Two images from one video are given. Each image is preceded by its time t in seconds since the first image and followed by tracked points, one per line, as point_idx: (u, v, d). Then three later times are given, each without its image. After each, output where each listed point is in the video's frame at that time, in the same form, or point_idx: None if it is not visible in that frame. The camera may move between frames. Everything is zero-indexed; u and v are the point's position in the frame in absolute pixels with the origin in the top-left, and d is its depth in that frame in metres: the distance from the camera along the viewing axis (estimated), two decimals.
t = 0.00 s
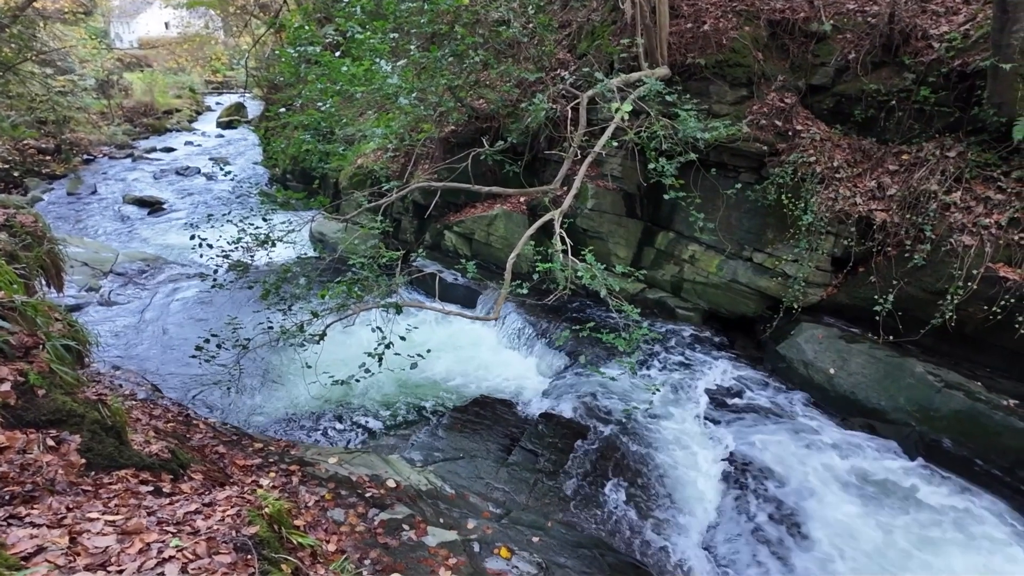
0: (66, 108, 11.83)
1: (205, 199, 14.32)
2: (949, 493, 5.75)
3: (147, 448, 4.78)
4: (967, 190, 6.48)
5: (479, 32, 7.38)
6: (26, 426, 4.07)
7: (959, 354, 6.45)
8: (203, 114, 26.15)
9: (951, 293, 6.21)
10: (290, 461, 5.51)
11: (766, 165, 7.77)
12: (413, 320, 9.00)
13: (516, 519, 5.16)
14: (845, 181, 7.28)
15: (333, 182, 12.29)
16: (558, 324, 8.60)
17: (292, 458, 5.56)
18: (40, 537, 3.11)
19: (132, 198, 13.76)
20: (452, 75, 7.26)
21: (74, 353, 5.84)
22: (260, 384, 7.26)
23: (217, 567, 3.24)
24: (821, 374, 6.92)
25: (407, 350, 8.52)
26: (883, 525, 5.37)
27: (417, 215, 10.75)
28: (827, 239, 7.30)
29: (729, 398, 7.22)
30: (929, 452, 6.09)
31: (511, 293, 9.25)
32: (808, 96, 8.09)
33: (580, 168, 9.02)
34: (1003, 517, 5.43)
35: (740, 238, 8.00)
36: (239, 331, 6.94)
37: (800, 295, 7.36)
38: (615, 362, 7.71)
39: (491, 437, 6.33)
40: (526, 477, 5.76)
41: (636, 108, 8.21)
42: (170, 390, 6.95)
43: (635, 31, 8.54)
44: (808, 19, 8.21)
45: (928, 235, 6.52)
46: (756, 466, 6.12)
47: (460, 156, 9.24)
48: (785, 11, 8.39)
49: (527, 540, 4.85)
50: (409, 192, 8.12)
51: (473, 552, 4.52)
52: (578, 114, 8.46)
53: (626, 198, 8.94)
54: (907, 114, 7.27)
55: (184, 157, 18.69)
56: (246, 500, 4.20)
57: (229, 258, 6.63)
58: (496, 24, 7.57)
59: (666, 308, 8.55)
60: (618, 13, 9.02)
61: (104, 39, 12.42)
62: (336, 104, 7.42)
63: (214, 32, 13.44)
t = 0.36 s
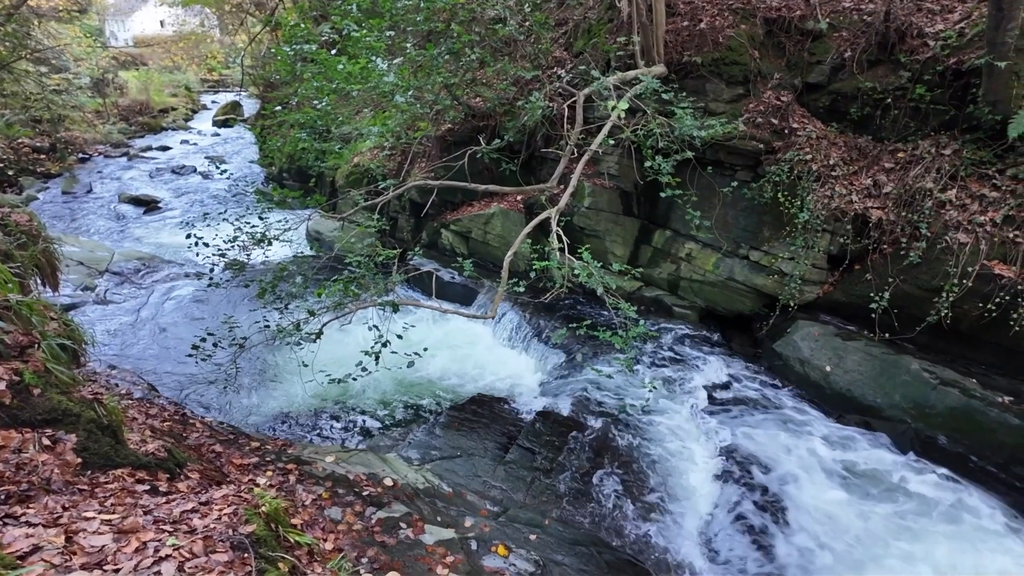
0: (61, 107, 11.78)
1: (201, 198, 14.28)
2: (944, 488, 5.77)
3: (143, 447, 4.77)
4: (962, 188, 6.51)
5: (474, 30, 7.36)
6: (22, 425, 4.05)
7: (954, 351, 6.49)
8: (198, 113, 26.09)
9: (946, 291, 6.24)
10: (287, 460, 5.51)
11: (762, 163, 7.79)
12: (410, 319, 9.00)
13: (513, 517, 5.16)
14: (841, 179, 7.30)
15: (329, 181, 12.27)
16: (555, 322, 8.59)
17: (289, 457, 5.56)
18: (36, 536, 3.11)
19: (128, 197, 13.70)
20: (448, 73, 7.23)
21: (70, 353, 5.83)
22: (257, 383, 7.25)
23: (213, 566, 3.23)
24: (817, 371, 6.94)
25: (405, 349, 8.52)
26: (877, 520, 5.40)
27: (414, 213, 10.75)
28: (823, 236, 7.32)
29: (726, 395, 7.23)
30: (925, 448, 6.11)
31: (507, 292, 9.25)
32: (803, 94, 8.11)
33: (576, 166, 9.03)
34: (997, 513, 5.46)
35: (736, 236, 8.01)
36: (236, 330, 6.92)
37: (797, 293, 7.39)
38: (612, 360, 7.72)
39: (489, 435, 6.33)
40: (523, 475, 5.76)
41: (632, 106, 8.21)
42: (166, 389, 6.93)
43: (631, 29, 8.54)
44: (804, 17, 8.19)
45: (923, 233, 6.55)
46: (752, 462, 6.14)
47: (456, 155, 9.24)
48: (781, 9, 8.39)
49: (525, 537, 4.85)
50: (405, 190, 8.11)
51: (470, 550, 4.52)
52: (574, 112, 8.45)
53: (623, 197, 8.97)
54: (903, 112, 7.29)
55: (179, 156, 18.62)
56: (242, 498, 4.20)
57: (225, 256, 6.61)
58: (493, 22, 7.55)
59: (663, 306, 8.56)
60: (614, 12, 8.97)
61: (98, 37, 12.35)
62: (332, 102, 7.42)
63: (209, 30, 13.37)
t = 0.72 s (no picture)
0: (58, 105, 11.75)
1: (199, 196, 14.26)
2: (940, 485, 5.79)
3: (141, 446, 4.77)
4: (960, 186, 6.52)
5: (473, 27, 7.36)
6: (19, 424, 4.05)
7: (951, 348, 6.51)
8: (196, 111, 26.08)
9: (943, 289, 6.25)
10: (285, 458, 5.51)
11: (760, 161, 7.80)
12: (408, 317, 9.00)
13: (511, 514, 5.16)
14: (839, 177, 7.31)
15: (327, 179, 12.26)
16: (553, 320, 8.60)
17: (287, 455, 5.56)
18: (34, 535, 3.11)
19: (125, 195, 13.68)
20: (446, 70, 7.25)
21: (67, 351, 5.82)
22: (255, 381, 7.24)
23: (211, 563, 3.24)
24: (815, 369, 6.95)
25: (403, 347, 8.52)
26: (870, 514, 5.44)
27: (412, 212, 10.77)
28: (821, 234, 7.34)
29: (722, 391, 7.26)
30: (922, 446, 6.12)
31: (505, 291, 9.26)
32: (801, 92, 8.11)
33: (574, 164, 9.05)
34: (993, 509, 5.48)
35: (734, 234, 8.02)
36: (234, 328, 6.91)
37: (794, 291, 7.41)
38: (611, 358, 7.72)
39: (487, 433, 6.34)
40: (521, 473, 5.76)
41: (630, 104, 8.21)
42: (164, 388, 6.92)
43: (629, 27, 8.52)
44: (802, 15, 8.19)
45: (920, 230, 6.57)
46: (748, 458, 6.17)
47: (454, 153, 9.23)
48: (779, 7, 8.37)
49: (524, 535, 4.86)
50: (403, 188, 8.11)
51: (468, 547, 4.52)
52: (572, 110, 8.45)
53: (621, 195, 8.99)
54: (900, 109, 7.30)
55: (177, 154, 18.60)
56: (240, 496, 4.20)
57: (223, 255, 6.59)
58: (491, 20, 7.55)
59: (661, 304, 8.58)
60: (612, 9, 8.91)
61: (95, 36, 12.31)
62: (330, 100, 7.40)
63: (207, 28, 13.33)
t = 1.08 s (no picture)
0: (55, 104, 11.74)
1: (197, 195, 14.25)
2: (934, 482, 5.82)
3: (139, 444, 4.77)
4: (957, 184, 6.52)
5: (471, 25, 7.37)
6: (17, 422, 4.04)
7: (949, 346, 6.52)
8: (194, 109, 26.05)
9: (941, 286, 6.27)
10: (283, 456, 5.51)
11: (758, 159, 7.81)
12: (407, 315, 9.00)
13: (510, 512, 5.17)
14: (837, 175, 7.32)
15: (325, 177, 12.25)
16: (551, 318, 8.60)
17: (285, 454, 5.56)
18: (32, 533, 3.11)
19: (123, 194, 13.66)
20: (444, 68, 7.24)
21: (65, 349, 5.82)
22: (254, 380, 7.24)
23: (210, 561, 3.24)
24: (813, 367, 6.96)
25: (401, 345, 8.53)
26: (865, 511, 5.49)
27: (410, 210, 10.77)
28: (819, 232, 7.35)
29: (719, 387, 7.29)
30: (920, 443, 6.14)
31: (503, 289, 9.26)
32: (800, 90, 8.11)
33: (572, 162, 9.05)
34: (989, 506, 5.49)
35: (733, 232, 8.03)
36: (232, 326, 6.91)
37: (793, 289, 7.42)
38: (609, 356, 7.72)
39: (486, 431, 6.34)
40: (520, 471, 5.77)
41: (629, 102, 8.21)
42: (163, 386, 6.92)
43: (628, 25, 8.51)
44: (801, 13, 8.18)
45: (918, 228, 6.58)
46: (745, 454, 6.19)
47: (453, 151, 9.22)
48: (777, 4, 8.36)
49: (523, 533, 4.86)
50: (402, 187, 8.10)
51: (467, 545, 4.53)
52: (571, 109, 8.45)
53: (619, 193, 8.99)
54: (898, 107, 7.31)
55: (175, 153, 18.56)
56: (239, 494, 4.20)
57: (221, 253, 6.57)
58: (489, 18, 7.55)
59: (660, 302, 8.58)
60: (611, 7, 8.90)
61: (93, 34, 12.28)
62: (328, 97, 7.39)
63: (204, 26, 13.28)
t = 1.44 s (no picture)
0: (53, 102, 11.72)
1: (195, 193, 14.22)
2: (933, 478, 5.82)
3: (138, 442, 4.77)
4: (955, 182, 6.53)
5: (468, 23, 7.38)
6: (15, 421, 4.03)
7: (947, 344, 6.52)
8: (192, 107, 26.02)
9: (939, 284, 6.29)
10: (282, 454, 5.51)
11: (756, 156, 7.81)
12: (405, 314, 9.00)
13: (508, 510, 5.17)
14: (835, 172, 7.33)
15: (324, 175, 12.24)
16: (550, 316, 8.60)
17: (284, 452, 5.56)
18: (30, 531, 3.11)
19: (121, 192, 13.63)
20: (442, 66, 7.23)
21: (63, 348, 5.82)
22: (252, 378, 7.24)
23: (208, 559, 3.24)
24: (811, 365, 6.97)
25: (400, 343, 8.53)
26: (852, 502, 5.56)
27: (409, 208, 10.76)
28: (818, 230, 7.36)
29: (717, 384, 7.32)
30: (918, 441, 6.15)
31: (502, 287, 9.26)
32: (798, 88, 8.11)
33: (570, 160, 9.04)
34: (987, 503, 5.50)
35: (731, 230, 8.04)
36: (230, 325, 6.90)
37: (791, 286, 7.42)
38: (607, 354, 7.73)
39: (484, 429, 6.34)
40: (518, 468, 5.77)
41: (627, 100, 8.21)
42: (161, 385, 6.91)
43: (626, 23, 8.51)
44: (799, 11, 8.18)
45: (916, 226, 6.58)
46: (740, 450, 6.24)
47: (451, 149, 9.21)
48: (775, 2, 8.38)
49: (521, 530, 4.87)
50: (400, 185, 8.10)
51: (465, 543, 4.54)
52: (569, 107, 8.45)
53: (618, 191, 8.99)
54: (897, 105, 7.31)
55: (173, 151, 18.54)
56: (237, 492, 4.20)
57: (219, 252, 6.57)
58: (487, 16, 7.56)
59: (658, 300, 8.58)
60: (609, 5, 8.89)
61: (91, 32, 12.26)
62: (326, 96, 7.38)
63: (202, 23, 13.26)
